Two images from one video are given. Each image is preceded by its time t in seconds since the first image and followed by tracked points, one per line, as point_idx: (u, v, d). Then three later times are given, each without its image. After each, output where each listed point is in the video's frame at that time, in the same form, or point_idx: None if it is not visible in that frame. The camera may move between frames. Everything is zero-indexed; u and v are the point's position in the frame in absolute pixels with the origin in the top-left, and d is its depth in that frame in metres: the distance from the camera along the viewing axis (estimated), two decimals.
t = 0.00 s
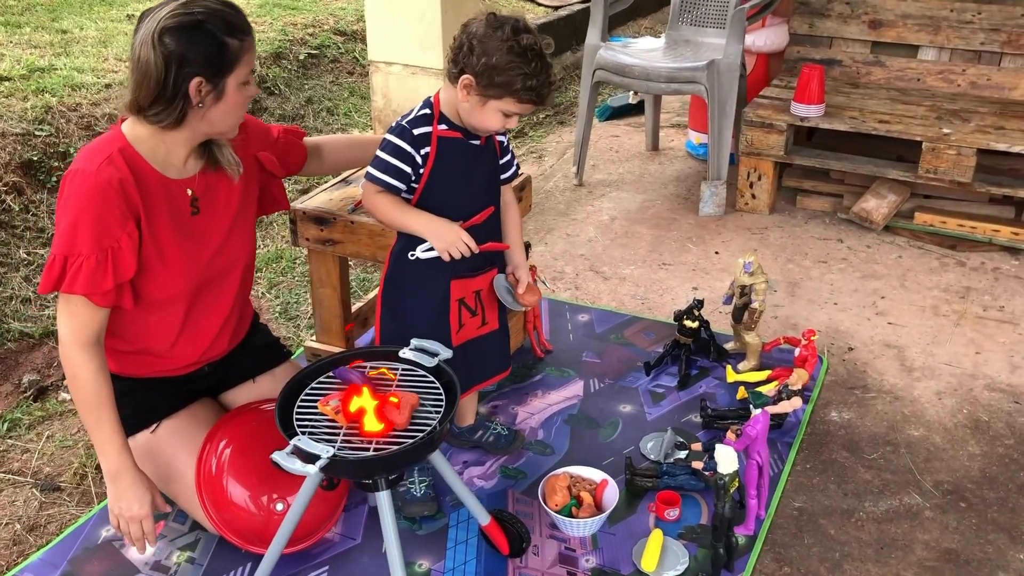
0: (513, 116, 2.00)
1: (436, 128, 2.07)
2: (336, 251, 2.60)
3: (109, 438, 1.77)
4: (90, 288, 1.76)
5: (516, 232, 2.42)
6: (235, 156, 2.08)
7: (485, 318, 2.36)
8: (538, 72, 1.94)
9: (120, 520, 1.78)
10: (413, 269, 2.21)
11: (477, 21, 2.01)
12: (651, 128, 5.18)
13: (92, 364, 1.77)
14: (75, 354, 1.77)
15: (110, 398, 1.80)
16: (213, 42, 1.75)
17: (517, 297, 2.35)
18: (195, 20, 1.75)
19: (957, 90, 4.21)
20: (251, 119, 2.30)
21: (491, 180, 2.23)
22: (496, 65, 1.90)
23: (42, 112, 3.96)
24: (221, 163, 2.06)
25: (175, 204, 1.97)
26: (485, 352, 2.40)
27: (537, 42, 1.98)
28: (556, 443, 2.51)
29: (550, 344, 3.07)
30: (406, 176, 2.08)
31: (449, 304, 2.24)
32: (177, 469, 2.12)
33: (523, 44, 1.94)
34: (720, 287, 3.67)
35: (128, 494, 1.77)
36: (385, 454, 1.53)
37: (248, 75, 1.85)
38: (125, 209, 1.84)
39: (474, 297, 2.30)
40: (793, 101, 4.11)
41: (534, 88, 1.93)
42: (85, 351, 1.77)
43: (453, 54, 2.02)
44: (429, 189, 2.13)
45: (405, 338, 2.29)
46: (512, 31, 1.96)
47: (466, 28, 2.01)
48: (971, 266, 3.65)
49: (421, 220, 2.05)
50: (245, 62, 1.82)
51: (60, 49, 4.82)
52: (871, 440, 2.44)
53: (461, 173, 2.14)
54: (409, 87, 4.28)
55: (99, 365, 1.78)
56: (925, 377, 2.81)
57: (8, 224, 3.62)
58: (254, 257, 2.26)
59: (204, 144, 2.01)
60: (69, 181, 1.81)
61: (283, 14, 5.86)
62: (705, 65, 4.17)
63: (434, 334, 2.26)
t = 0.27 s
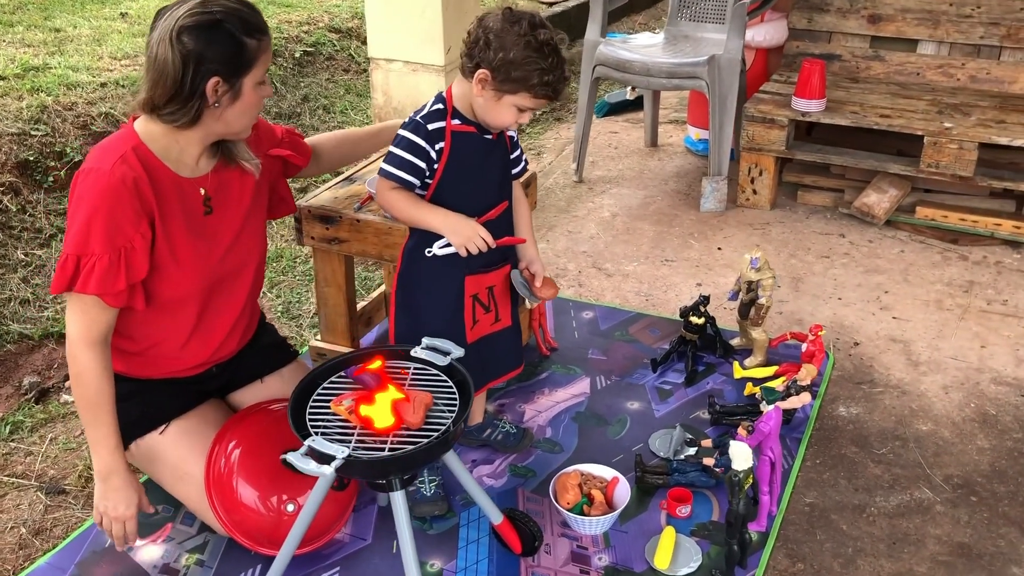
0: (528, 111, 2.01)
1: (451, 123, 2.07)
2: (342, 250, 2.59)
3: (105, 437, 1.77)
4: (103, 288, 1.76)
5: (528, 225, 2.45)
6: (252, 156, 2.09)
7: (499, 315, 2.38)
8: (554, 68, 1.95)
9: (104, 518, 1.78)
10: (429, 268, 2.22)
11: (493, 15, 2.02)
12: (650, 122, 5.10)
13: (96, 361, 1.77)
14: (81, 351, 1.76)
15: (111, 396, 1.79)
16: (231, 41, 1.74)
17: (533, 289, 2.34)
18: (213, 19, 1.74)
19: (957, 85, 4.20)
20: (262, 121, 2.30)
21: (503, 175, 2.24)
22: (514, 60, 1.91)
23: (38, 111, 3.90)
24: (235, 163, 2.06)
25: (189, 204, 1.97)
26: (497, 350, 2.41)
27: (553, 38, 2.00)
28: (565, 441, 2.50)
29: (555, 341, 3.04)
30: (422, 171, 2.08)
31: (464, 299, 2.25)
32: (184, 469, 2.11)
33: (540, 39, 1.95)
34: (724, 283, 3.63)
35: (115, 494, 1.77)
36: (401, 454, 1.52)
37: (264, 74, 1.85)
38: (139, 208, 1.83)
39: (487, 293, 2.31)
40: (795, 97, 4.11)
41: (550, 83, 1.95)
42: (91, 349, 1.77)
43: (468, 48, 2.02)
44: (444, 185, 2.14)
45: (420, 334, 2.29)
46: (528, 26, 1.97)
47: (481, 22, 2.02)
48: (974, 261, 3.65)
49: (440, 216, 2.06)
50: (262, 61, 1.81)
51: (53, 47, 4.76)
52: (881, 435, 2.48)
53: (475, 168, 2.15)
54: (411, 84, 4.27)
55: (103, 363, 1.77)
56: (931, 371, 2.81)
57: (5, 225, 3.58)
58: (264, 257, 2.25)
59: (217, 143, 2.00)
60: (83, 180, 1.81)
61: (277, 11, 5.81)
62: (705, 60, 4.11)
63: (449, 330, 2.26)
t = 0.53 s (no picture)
0: (532, 108, 2.02)
1: (454, 120, 2.08)
2: (342, 251, 2.59)
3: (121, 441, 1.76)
4: (110, 293, 1.75)
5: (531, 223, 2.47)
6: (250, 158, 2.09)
7: (503, 313, 2.38)
8: (559, 65, 1.96)
9: (127, 522, 1.79)
10: (433, 267, 2.22)
11: (498, 13, 2.02)
12: (646, 119, 5.10)
13: (101, 365, 1.75)
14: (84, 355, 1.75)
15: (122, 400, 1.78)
16: (233, 44, 1.73)
17: (546, 286, 2.42)
18: (213, 23, 1.73)
19: (952, 79, 4.19)
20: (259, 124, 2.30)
21: (507, 174, 2.24)
22: (519, 57, 1.92)
23: (32, 114, 3.87)
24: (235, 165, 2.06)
25: (190, 206, 1.96)
26: (502, 349, 2.41)
27: (558, 36, 2.01)
28: (567, 440, 2.50)
29: (556, 339, 3.03)
30: (426, 168, 2.08)
31: (468, 297, 2.25)
32: (187, 474, 2.10)
33: (545, 36, 1.96)
34: (723, 280, 3.62)
35: (136, 498, 1.77)
36: (407, 457, 1.52)
37: (266, 77, 1.84)
38: (142, 210, 1.82)
39: (492, 292, 2.31)
40: (791, 92, 4.09)
41: (555, 81, 1.95)
42: (95, 353, 1.75)
43: (472, 45, 2.03)
44: (448, 183, 2.14)
45: (425, 332, 2.29)
46: (534, 23, 1.98)
47: (486, 20, 2.03)
48: (972, 255, 3.65)
49: (445, 214, 2.05)
50: (263, 64, 1.80)
51: (46, 50, 4.74)
52: (883, 430, 2.49)
53: (479, 166, 2.15)
54: (407, 83, 4.26)
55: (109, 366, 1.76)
56: (932, 366, 2.82)
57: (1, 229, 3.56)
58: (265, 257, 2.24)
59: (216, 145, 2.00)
60: (85, 184, 1.80)
61: (270, 11, 5.78)
62: (702, 56, 4.08)
63: (453, 328, 2.27)
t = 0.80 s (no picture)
0: (530, 108, 2.02)
1: (453, 120, 2.08)
2: (339, 253, 2.58)
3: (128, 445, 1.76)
4: (105, 300, 1.74)
5: (530, 224, 2.47)
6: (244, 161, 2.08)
7: (502, 313, 2.37)
8: (558, 66, 1.97)
9: (142, 528, 1.77)
10: (429, 268, 2.22)
11: (498, 13, 2.03)
12: (641, 117, 5.10)
13: (102, 371, 1.75)
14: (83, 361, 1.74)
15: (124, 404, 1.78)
16: (222, 47, 1.73)
17: (547, 284, 2.44)
18: (201, 26, 1.73)
19: (946, 76, 4.19)
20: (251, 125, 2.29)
21: (506, 174, 2.24)
22: (519, 57, 1.92)
23: (25, 116, 3.85)
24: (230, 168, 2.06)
25: (184, 210, 1.96)
26: (499, 350, 2.41)
27: (557, 37, 2.01)
28: (566, 440, 2.50)
29: (553, 339, 3.02)
30: (424, 167, 2.08)
31: (466, 296, 2.25)
32: (186, 477, 2.10)
33: (545, 36, 1.96)
34: (720, 278, 3.61)
35: (148, 502, 1.75)
36: (406, 459, 1.52)
37: (257, 79, 1.83)
38: (135, 215, 1.82)
39: (490, 292, 2.30)
40: (786, 90, 4.11)
41: (554, 81, 1.95)
42: (93, 359, 1.75)
43: (472, 45, 2.03)
44: (446, 182, 2.14)
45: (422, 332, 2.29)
46: (534, 23, 1.98)
47: (485, 20, 2.03)
48: (967, 251, 3.66)
49: (440, 213, 2.05)
50: (253, 66, 1.80)
51: (38, 51, 4.72)
52: (880, 428, 2.50)
53: (477, 165, 2.15)
54: (402, 83, 4.26)
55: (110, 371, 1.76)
56: (929, 363, 2.83)
57: None
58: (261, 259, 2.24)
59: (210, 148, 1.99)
60: (77, 191, 1.79)
61: (263, 11, 5.76)
62: (697, 55, 4.08)
63: (451, 328, 2.27)
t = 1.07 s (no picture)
0: (529, 107, 2.03)
1: (451, 118, 2.09)
2: (337, 252, 2.59)
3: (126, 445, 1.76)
4: (103, 302, 1.74)
5: (529, 222, 2.48)
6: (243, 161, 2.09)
7: (501, 311, 2.38)
8: (556, 65, 1.98)
9: (130, 529, 1.77)
10: (427, 267, 2.23)
11: (497, 12, 2.03)
12: (638, 117, 5.10)
13: (98, 372, 1.75)
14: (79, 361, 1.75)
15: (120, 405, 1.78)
16: (218, 46, 1.73)
17: (545, 281, 2.45)
18: (197, 26, 1.72)
19: (942, 76, 4.20)
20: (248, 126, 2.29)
21: (505, 172, 2.25)
22: (518, 56, 1.93)
23: (23, 117, 3.85)
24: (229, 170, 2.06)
25: (181, 211, 1.96)
26: (497, 349, 2.41)
27: (556, 36, 2.01)
28: (564, 439, 2.50)
29: (551, 339, 3.02)
30: (422, 165, 2.09)
31: (465, 294, 2.25)
32: (184, 477, 2.10)
33: (543, 34, 1.97)
34: (717, 278, 3.61)
35: (138, 503, 1.75)
36: (405, 459, 1.52)
37: (254, 79, 1.83)
38: (133, 216, 1.81)
39: (490, 289, 2.31)
40: (783, 89, 4.11)
41: (553, 80, 1.96)
42: (89, 359, 1.75)
43: (471, 44, 2.03)
44: (444, 180, 2.15)
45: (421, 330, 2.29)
46: (532, 21, 1.99)
47: (484, 18, 2.03)
48: (963, 250, 3.67)
49: (439, 211, 2.06)
50: (249, 66, 1.80)
51: (35, 52, 4.71)
52: (877, 427, 2.51)
53: (476, 163, 2.16)
54: (399, 83, 4.25)
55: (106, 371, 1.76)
56: (926, 362, 2.84)
57: None
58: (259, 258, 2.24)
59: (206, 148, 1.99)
60: (75, 193, 1.79)
61: (260, 11, 5.75)
62: (694, 55, 4.08)
63: (451, 325, 2.27)
